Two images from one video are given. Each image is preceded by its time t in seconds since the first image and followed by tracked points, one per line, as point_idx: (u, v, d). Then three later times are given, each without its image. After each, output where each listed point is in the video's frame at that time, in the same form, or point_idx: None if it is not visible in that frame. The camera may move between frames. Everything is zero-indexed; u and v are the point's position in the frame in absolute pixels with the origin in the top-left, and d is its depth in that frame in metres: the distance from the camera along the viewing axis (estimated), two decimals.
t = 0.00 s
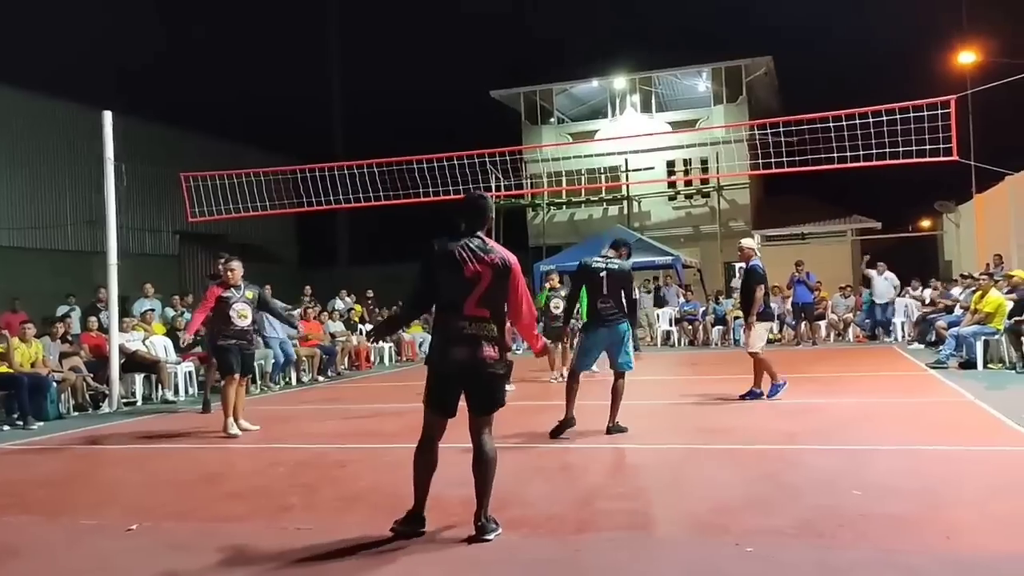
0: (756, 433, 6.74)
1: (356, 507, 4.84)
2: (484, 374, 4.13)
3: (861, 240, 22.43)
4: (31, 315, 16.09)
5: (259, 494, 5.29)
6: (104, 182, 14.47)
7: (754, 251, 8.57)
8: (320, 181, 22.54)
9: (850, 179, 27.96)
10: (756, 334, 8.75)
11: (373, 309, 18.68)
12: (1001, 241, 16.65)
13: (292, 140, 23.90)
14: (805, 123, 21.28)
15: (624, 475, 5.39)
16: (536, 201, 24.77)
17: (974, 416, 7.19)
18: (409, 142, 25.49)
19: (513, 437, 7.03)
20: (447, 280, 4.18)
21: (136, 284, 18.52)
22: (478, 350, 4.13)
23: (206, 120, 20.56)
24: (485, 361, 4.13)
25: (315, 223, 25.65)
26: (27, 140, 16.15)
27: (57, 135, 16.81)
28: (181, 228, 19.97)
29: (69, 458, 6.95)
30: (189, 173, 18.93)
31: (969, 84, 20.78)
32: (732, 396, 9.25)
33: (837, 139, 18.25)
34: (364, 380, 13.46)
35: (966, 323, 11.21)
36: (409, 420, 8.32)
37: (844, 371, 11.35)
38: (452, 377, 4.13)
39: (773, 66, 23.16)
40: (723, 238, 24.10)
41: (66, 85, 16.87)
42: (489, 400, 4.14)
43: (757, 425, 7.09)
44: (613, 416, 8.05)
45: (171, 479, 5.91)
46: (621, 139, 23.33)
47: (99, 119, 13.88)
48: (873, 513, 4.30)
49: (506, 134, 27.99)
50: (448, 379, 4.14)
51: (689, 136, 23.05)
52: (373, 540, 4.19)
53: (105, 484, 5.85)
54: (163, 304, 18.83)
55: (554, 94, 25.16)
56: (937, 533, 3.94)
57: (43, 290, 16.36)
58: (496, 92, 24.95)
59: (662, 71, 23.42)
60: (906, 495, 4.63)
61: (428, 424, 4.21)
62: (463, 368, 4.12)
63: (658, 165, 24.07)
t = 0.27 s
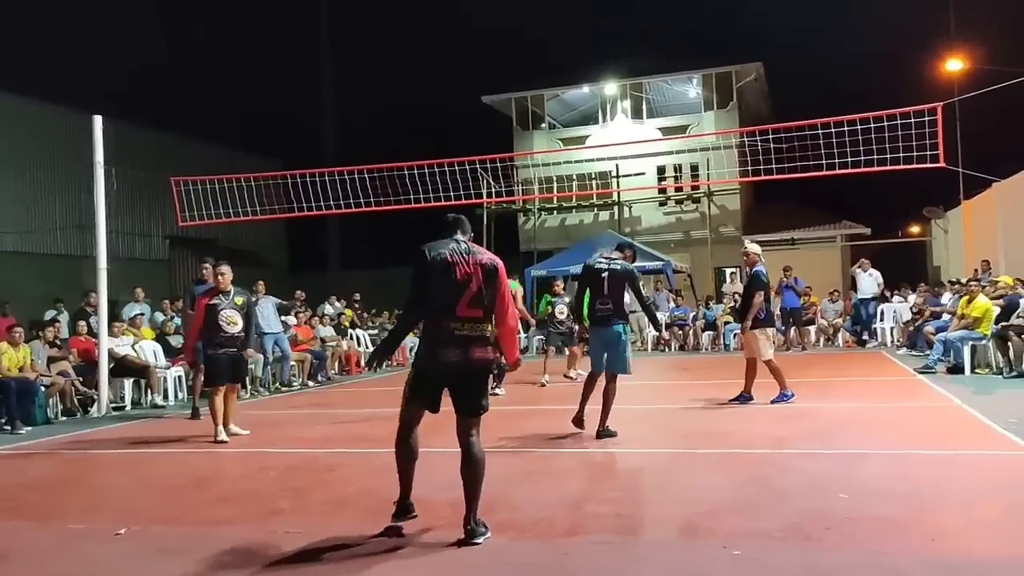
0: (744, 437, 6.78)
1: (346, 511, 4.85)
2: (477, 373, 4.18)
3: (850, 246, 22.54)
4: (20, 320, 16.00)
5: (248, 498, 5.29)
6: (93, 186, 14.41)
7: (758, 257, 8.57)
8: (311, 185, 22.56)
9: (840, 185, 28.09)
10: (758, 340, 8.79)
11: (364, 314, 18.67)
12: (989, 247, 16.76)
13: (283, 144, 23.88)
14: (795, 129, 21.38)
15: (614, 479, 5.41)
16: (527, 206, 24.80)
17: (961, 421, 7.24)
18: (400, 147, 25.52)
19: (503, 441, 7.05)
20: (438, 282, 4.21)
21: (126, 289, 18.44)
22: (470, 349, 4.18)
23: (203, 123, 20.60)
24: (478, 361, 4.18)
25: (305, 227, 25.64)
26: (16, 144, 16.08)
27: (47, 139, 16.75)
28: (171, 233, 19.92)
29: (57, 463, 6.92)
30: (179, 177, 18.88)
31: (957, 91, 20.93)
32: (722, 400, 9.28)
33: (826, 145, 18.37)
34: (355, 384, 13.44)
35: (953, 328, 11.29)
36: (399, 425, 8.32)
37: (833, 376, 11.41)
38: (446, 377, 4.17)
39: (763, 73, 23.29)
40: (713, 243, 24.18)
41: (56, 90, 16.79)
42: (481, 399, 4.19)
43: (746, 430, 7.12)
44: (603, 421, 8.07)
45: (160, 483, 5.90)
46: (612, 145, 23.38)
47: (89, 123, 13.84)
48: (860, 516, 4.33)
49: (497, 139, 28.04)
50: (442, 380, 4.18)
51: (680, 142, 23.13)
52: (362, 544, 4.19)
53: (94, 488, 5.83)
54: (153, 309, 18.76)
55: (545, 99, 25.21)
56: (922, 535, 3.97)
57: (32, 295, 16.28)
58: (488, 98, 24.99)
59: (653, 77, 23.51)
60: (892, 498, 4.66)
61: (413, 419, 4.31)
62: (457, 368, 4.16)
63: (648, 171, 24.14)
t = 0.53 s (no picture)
0: (733, 439, 6.79)
1: (334, 513, 4.84)
2: (452, 371, 4.24)
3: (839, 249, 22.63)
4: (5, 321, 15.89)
5: (237, 501, 5.27)
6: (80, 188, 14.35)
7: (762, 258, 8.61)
8: (301, 187, 22.54)
9: (828, 188, 28.22)
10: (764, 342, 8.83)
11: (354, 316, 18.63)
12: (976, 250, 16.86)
13: (272, 146, 23.83)
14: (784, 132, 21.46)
15: (602, 480, 5.41)
16: (517, 209, 24.81)
17: (947, 422, 7.29)
18: (390, 149, 25.51)
19: (492, 443, 7.04)
20: (409, 286, 4.28)
21: (114, 291, 18.33)
22: (443, 348, 4.24)
23: (192, 125, 20.56)
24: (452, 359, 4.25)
25: (295, 230, 25.60)
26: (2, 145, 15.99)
27: (33, 139, 16.66)
28: (160, 235, 19.86)
29: (43, 465, 6.88)
30: (167, 179, 18.81)
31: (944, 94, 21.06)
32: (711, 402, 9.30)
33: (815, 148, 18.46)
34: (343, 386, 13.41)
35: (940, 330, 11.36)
36: (388, 427, 8.31)
37: (821, 378, 11.45)
38: (422, 376, 4.22)
39: (752, 76, 23.39)
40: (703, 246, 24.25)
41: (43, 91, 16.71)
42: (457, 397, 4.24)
43: (734, 431, 7.14)
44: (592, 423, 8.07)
45: (148, 485, 5.87)
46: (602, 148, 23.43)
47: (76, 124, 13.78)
48: (847, 517, 4.35)
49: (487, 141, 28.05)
50: (418, 379, 4.23)
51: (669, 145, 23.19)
52: (350, 546, 4.19)
53: (80, 491, 5.80)
54: (140, 311, 18.67)
55: (535, 102, 25.25)
56: (908, 536, 3.99)
57: (19, 297, 16.17)
58: (478, 100, 25.00)
59: (643, 80, 23.57)
60: (879, 499, 4.68)
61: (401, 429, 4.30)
62: (432, 366, 4.21)
63: (638, 174, 24.19)
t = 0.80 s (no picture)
0: (719, 440, 6.81)
1: (321, 514, 4.82)
2: (421, 366, 4.33)
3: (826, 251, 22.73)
4: None
5: (224, 502, 5.25)
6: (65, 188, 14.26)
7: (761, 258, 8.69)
8: (289, 188, 22.48)
9: (815, 190, 28.35)
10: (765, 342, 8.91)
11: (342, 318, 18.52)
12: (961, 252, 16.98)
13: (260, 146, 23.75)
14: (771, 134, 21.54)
15: (589, 480, 5.42)
16: (506, 210, 24.80)
17: (932, 423, 7.32)
18: (378, 150, 25.49)
19: (480, 444, 7.03)
20: (376, 287, 4.42)
21: (99, 291, 18.21)
22: (412, 344, 4.34)
23: (178, 125, 20.48)
24: (421, 354, 4.33)
25: (283, 230, 25.54)
26: None
27: (18, 138, 16.55)
28: (147, 235, 19.77)
29: (28, 466, 6.83)
30: (155, 179, 18.72)
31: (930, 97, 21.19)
32: (699, 403, 9.32)
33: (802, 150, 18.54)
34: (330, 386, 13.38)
35: (925, 331, 11.43)
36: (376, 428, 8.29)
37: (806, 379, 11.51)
38: (393, 373, 4.33)
39: (740, 79, 23.48)
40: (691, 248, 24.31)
41: (29, 89, 16.60)
42: (428, 392, 4.34)
43: (722, 432, 7.16)
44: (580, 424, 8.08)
45: (133, 486, 5.83)
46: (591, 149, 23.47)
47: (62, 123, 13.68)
48: (833, 517, 4.36)
49: (476, 142, 28.05)
50: (389, 376, 4.34)
51: (658, 146, 23.25)
52: (337, 547, 4.17)
53: (65, 492, 5.75)
54: (127, 312, 18.55)
55: (524, 103, 25.27)
56: (892, 536, 4.01)
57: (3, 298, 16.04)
58: (467, 101, 25.00)
59: (632, 82, 23.63)
60: (865, 499, 4.70)
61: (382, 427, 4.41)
62: (401, 363, 4.32)
63: (626, 175, 24.24)
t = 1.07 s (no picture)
0: (705, 440, 6.83)
1: (306, 514, 4.80)
2: (402, 369, 4.39)
3: (811, 252, 22.85)
4: None
5: (208, 502, 5.23)
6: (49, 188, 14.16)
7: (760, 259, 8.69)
8: (275, 187, 22.43)
9: (801, 191, 28.50)
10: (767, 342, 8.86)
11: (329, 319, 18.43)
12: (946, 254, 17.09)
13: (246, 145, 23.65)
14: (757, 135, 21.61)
15: (576, 480, 5.42)
16: (493, 211, 24.80)
17: (916, 423, 7.36)
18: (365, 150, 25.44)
19: (467, 444, 7.03)
20: (355, 287, 4.42)
21: (84, 292, 18.09)
22: (392, 346, 4.38)
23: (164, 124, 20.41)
24: (401, 356, 4.39)
25: (270, 230, 25.46)
26: None
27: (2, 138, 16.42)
28: (131, 235, 19.63)
29: (11, 467, 6.78)
30: (140, 178, 18.62)
31: (915, 100, 21.33)
32: (685, 403, 9.35)
33: (788, 151, 18.63)
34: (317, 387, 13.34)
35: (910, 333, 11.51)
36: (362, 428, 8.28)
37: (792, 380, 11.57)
38: (373, 375, 4.38)
39: (727, 80, 23.57)
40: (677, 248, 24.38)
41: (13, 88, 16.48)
42: (408, 394, 4.43)
43: (708, 432, 7.18)
44: (567, 424, 8.09)
45: (117, 487, 5.80)
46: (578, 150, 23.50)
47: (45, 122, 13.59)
48: (817, 517, 4.38)
49: (463, 143, 28.03)
50: (370, 378, 4.38)
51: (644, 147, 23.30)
52: (321, 547, 4.16)
53: (48, 493, 5.71)
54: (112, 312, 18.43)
55: (512, 104, 25.28)
56: (877, 535, 4.03)
57: None
58: (455, 101, 24.98)
59: (618, 83, 23.68)
60: (850, 498, 4.72)
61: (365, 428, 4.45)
62: (382, 366, 4.37)
63: (613, 176, 24.28)
